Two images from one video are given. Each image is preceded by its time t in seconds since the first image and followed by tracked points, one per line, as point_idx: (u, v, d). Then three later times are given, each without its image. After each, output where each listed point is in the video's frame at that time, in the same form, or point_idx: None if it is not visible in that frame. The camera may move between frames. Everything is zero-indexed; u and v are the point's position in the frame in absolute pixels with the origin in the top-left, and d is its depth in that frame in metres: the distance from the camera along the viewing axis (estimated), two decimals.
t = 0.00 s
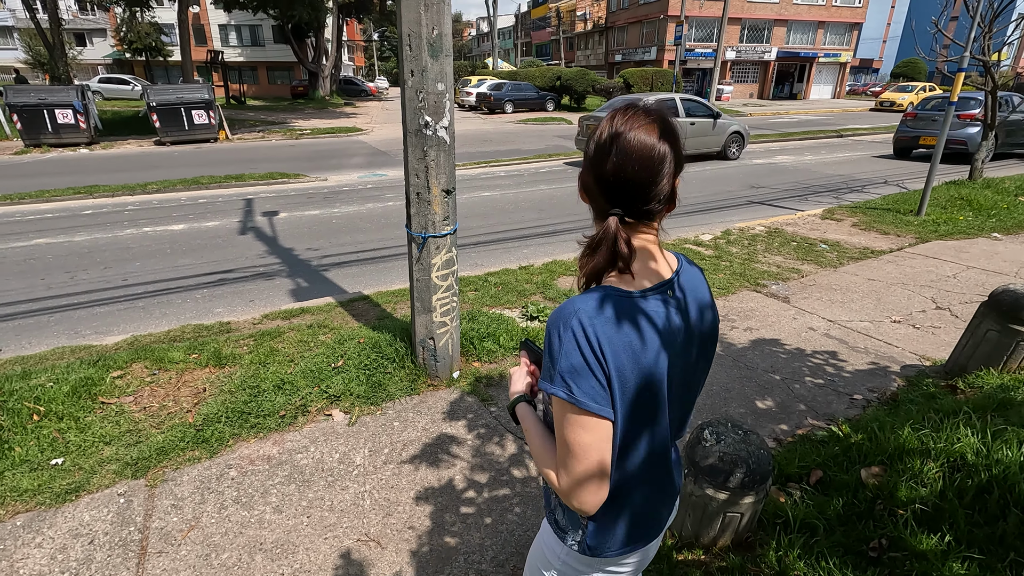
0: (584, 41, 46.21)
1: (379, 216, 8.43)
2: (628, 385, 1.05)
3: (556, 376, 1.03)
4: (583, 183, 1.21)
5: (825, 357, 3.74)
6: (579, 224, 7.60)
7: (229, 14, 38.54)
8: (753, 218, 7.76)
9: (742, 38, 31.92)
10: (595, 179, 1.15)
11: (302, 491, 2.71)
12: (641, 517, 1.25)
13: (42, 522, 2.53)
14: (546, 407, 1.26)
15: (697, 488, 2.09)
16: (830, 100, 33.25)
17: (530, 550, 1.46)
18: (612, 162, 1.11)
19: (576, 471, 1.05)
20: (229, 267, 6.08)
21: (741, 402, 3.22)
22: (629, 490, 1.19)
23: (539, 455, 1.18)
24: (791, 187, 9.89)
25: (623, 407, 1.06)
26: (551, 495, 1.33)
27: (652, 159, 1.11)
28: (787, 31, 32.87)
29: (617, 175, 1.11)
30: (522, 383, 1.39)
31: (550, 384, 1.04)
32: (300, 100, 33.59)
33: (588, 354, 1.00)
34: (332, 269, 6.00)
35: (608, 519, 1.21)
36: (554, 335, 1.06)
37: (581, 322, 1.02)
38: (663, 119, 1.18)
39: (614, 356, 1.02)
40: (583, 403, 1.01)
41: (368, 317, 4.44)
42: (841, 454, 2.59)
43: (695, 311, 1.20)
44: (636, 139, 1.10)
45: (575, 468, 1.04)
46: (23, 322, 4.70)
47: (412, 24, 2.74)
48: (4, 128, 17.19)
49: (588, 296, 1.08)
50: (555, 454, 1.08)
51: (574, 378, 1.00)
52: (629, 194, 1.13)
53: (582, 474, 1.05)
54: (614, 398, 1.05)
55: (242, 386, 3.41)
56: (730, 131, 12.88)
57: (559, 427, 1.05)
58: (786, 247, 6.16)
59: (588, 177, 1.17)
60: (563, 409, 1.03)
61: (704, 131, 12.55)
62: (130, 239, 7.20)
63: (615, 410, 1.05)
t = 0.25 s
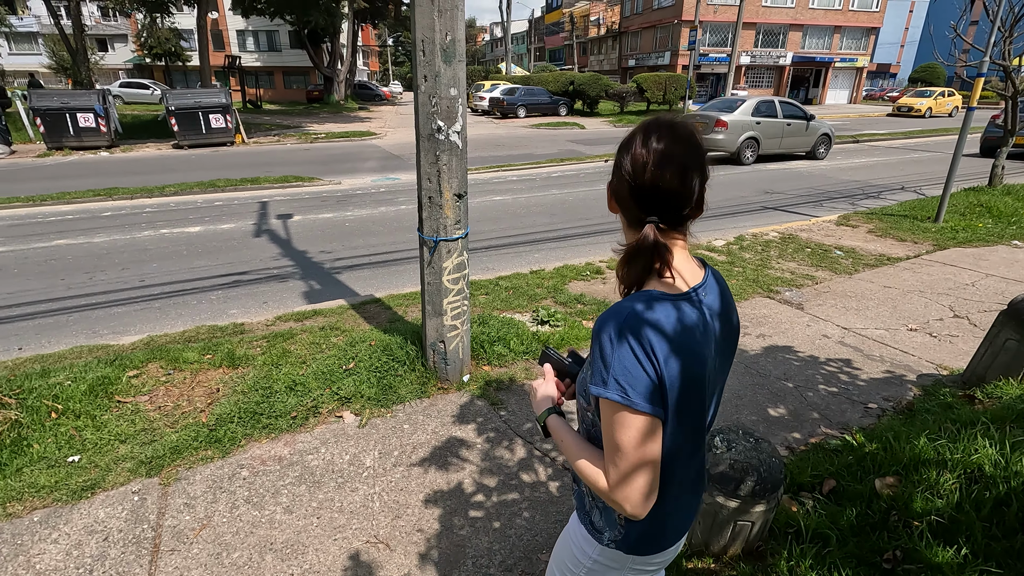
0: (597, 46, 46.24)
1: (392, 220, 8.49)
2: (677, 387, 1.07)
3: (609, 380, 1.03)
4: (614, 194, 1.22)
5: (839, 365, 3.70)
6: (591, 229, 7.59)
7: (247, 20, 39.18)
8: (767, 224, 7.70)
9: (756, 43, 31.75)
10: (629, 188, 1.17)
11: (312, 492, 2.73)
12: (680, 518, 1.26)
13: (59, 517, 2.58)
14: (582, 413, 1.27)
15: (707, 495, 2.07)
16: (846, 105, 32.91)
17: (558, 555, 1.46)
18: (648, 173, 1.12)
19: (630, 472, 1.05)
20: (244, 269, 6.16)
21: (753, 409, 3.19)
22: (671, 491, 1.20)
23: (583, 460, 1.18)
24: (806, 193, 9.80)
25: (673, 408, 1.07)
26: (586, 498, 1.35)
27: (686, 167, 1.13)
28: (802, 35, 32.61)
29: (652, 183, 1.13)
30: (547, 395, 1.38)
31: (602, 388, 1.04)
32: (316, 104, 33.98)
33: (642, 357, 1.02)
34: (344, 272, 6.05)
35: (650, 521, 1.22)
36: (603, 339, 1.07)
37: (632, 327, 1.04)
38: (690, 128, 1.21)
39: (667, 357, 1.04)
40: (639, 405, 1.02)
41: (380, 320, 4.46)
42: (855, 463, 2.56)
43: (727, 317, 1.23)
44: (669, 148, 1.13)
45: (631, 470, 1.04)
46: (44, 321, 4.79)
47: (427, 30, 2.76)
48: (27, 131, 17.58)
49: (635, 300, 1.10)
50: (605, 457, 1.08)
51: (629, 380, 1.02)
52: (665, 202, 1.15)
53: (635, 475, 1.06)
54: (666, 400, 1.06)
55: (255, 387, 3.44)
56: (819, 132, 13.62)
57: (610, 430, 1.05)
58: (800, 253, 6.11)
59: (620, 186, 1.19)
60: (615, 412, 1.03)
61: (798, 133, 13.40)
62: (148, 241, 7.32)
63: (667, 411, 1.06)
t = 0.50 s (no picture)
0: (619, 51, 46.13)
1: (413, 223, 8.56)
2: (730, 389, 1.06)
3: (665, 387, 1.03)
4: (649, 201, 1.22)
5: (866, 376, 3.61)
6: (611, 234, 7.56)
7: (274, 26, 40.01)
8: (791, 231, 7.57)
9: (781, 48, 31.36)
10: (666, 196, 1.16)
11: (332, 493, 2.75)
12: (723, 519, 1.27)
13: (87, 510, 2.64)
14: (625, 420, 1.27)
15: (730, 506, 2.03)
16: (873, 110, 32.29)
17: (594, 559, 1.47)
18: (688, 182, 1.12)
19: (688, 476, 1.05)
20: (267, 270, 6.26)
21: (776, 419, 3.14)
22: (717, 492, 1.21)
23: (632, 468, 1.17)
24: (831, 199, 9.63)
25: (726, 412, 1.07)
26: (625, 504, 1.35)
27: (723, 171, 1.13)
28: (828, 40, 32.10)
29: (691, 189, 1.12)
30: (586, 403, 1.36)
31: (657, 395, 1.04)
32: (339, 109, 34.49)
33: (697, 362, 1.02)
34: (365, 274, 6.11)
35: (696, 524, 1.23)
36: (654, 345, 1.07)
37: (687, 333, 1.03)
38: (719, 131, 1.21)
39: (720, 361, 1.04)
40: (697, 408, 1.02)
41: (400, 322, 4.50)
42: (881, 476, 2.50)
43: (764, 318, 1.24)
44: (706, 153, 1.12)
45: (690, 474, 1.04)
46: (75, 318, 4.93)
47: (451, 36, 2.78)
48: (63, 134, 18.17)
49: (684, 306, 1.09)
50: (659, 463, 1.08)
51: (686, 384, 1.01)
52: (705, 208, 1.14)
53: (690, 481, 1.06)
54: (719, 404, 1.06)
55: (277, 387, 3.49)
56: (913, 136, 14.08)
57: (665, 435, 1.05)
58: (825, 261, 6.00)
59: (657, 194, 1.18)
60: (672, 419, 1.03)
61: (896, 136, 13.78)
62: (176, 242, 7.50)
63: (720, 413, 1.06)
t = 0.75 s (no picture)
0: (647, 58, 45.89)
1: (440, 228, 8.63)
2: (778, 400, 1.05)
3: (711, 394, 1.02)
4: (699, 207, 1.21)
5: (905, 392, 3.50)
6: (638, 242, 7.51)
7: (307, 34, 41.00)
8: (825, 241, 7.40)
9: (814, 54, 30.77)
10: (718, 202, 1.15)
11: (361, 494, 2.78)
12: (764, 533, 1.25)
13: (126, 503, 2.72)
14: (669, 424, 1.26)
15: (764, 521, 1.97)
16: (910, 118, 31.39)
17: (630, 564, 1.47)
18: (744, 188, 1.11)
19: (730, 487, 1.04)
20: (299, 273, 6.39)
21: (810, 434, 3.06)
22: (760, 503, 1.19)
23: (673, 472, 1.17)
24: (867, 209, 9.38)
25: (774, 423, 1.06)
26: (664, 512, 1.35)
27: (780, 181, 1.11)
28: (864, 46, 31.38)
29: (745, 196, 1.11)
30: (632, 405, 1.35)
31: (703, 402, 1.03)
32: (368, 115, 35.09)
33: (746, 372, 1.01)
34: (394, 278, 6.19)
35: (736, 538, 1.21)
36: (702, 351, 1.06)
37: (735, 341, 1.03)
38: (776, 138, 1.20)
39: (770, 372, 1.02)
40: (743, 417, 1.00)
41: (428, 327, 4.54)
42: (923, 496, 2.41)
43: (815, 329, 1.22)
44: (761, 161, 1.11)
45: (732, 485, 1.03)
46: (116, 316, 5.11)
47: (486, 44, 2.81)
48: (106, 138, 18.89)
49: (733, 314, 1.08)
50: (702, 470, 1.07)
51: (733, 394, 1.01)
52: (759, 215, 1.13)
53: (733, 490, 1.04)
54: (767, 414, 1.04)
55: (308, 388, 3.55)
56: (1016, 142, 14.26)
57: (709, 443, 1.04)
58: (861, 272, 5.84)
59: (708, 200, 1.18)
60: (717, 427, 1.02)
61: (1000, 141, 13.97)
62: (211, 243, 7.71)
63: (768, 424, 1.05)
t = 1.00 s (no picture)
0: (680, 65, 45.49)
1: (472, 235, 8.71)
2: (837, 418, 1.04)
3: (765, 408, 1.02)
4: (760, 220, 1.21)
5: (954, 413, 3.36)
6: (671, 251, 7.42)
7: (344, 43, 42.02)
8: (865, 253, 7.18)
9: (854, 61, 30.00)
10: (779, 216, 1.14)
11: (393, 498, 2.81)
12: (815, 556, 1.23)
13: (169, 498, 2.81)
14: (717, 437, 1.26)
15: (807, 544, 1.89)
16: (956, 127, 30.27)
17: None
18: (808, 200, 1.09)
19: (781, 503, 1.04)
20: (334, 277, 6.52)
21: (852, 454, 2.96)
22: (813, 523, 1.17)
23: (722, 488, 1.17)
24: (911, 221, 9.07)
25: (832, 439, 1.04)
26: (708, 527, 1.36)
27: (846, 194, 1.10)
28: (908, 53, 30.46)
29: (811, 209, 1.10)
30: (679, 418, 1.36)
31: (757, 415, 1.03)
32: (401, 122, 35.69)
33: (799, 385, 1.00)
34: (426, 284, 6.26)
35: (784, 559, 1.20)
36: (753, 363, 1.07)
37: (793, 354, 1.02)
38: (840, 152, 1.18)
39: (828, 388, 1.01)
40: (794, 433, 1.00)
41: (460, 333, 4.57)
42: (975, 524, 2.31)
43: (876, 347, 1.19)
44: (829, 174, 1.09)
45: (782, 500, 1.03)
46: (161, 316, 5.29)
47: (526, 54, 2.83)
48: (152, 143, 19.68)
49: (786, 328, 1.08)
50: (753, 485, 1.07)
51: (787, 410, 1.00)
52: (822, 231, 1.12)
53: (787, 507, 1.03)
54: (824, 431, 1.03)
55: (343, 391, 3.61)
56: None
57: (762, 458, 1.04)
58: (904, 286, 5.65)
59: (768, 215, 1.17)
60: (766, 442, 1.02)
61: None
62: (250, 247, 7.93)
63: (824, 441, 1.04)
